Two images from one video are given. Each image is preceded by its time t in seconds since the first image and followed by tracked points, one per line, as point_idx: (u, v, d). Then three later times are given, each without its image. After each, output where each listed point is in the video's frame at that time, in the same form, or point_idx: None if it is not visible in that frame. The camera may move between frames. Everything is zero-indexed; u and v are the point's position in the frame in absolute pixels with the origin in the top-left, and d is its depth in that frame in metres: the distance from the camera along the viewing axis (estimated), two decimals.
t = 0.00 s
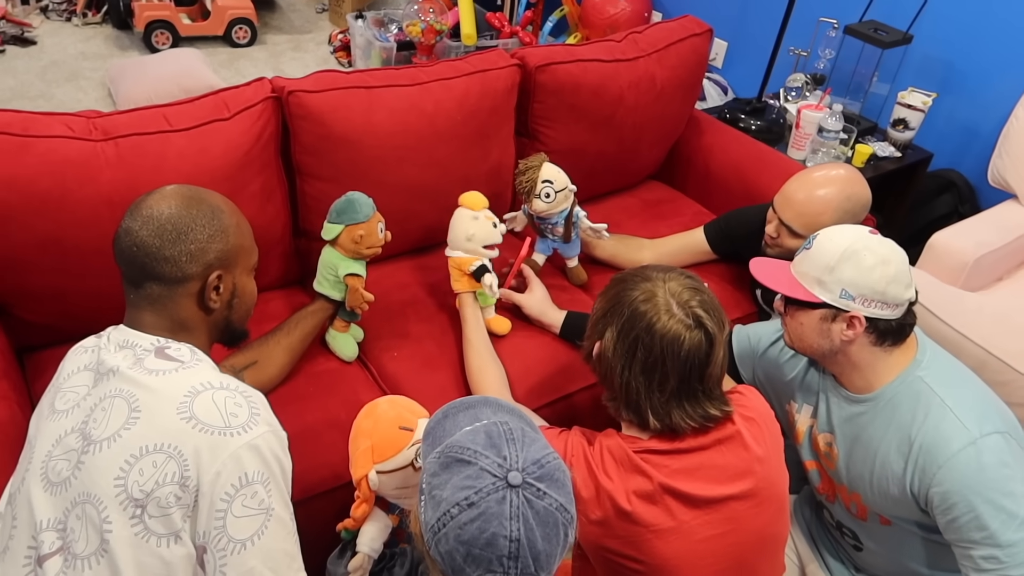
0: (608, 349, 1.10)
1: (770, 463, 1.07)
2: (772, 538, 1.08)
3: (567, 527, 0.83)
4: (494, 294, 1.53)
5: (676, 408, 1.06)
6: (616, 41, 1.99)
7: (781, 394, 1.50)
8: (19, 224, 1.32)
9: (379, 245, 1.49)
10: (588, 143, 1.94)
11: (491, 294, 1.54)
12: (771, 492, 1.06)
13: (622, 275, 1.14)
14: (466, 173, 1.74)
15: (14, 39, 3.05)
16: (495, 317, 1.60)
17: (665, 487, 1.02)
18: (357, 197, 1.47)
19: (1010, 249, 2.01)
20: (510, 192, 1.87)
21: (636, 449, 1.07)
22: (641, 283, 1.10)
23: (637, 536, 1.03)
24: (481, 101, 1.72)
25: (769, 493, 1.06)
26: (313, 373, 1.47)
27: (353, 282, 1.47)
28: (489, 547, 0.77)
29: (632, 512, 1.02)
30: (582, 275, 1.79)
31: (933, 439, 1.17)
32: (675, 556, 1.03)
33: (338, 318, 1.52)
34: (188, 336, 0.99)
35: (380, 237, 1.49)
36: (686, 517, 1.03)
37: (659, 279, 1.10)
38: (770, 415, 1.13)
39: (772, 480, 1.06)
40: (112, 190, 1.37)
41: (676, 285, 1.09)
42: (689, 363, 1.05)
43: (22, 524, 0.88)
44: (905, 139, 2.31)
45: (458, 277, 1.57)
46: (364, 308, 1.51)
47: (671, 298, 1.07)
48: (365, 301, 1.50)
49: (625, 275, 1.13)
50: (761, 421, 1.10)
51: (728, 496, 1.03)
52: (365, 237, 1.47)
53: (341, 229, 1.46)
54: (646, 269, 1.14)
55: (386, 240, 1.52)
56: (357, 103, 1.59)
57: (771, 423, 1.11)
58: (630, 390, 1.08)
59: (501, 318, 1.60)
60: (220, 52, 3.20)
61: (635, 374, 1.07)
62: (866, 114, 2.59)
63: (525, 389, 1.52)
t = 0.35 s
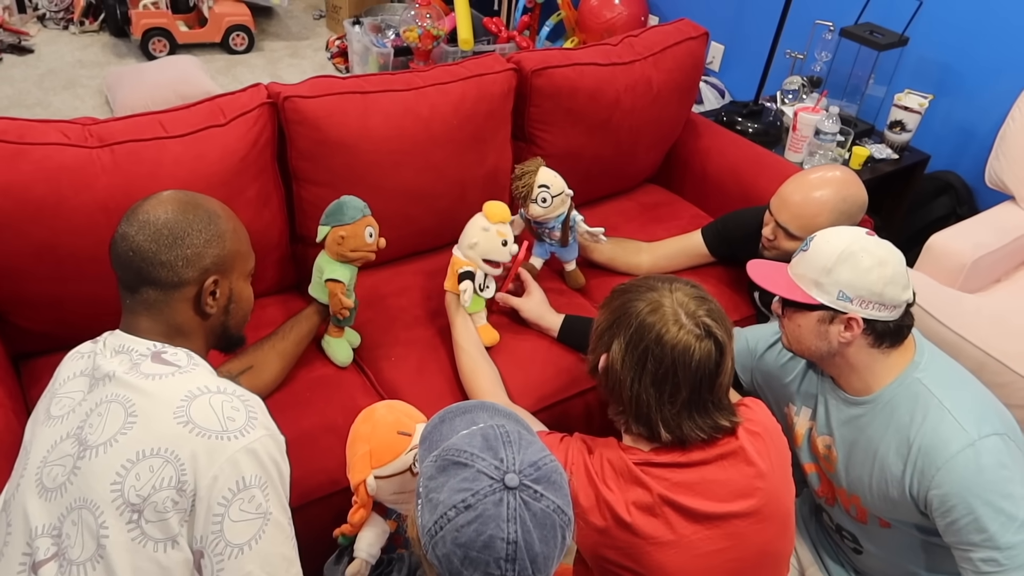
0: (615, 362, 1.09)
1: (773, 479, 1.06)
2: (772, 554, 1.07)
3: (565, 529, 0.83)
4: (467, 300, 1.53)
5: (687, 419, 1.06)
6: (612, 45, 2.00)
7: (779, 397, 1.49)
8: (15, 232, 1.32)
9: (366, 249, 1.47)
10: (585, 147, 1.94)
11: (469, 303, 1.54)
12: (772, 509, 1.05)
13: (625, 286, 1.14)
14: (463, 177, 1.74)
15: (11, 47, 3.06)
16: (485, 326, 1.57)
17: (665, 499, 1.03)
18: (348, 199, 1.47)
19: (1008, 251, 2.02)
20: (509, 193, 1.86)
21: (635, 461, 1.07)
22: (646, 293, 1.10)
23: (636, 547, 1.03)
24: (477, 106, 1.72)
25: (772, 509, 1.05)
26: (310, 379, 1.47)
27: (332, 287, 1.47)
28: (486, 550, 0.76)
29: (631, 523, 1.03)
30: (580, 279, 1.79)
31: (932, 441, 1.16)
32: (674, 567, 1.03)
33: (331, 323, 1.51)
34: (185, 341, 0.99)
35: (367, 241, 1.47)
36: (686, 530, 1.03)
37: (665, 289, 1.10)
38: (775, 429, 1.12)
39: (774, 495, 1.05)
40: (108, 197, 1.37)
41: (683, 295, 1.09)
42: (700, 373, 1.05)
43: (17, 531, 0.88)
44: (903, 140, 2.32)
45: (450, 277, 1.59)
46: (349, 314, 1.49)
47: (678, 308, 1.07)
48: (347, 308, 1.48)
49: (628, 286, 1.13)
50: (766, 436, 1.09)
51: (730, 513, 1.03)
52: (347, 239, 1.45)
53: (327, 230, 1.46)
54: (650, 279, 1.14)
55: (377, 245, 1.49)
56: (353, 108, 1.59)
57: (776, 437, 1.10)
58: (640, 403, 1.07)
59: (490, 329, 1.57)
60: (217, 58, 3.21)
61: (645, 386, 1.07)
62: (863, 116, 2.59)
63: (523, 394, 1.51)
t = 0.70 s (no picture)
0: (619, 371, 1.09)
1: (779, 488, 1.05)
2: (777, 563, 1.06)
3: (574, 538, 0.83)
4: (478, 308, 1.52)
5: (692, 429, 1.06)
6: (619, 51, 2.00)
7: (786, 405, 1.49)
8: (22, 236, 1.32)
9: (380, 257, 1.49)
10: (591, 153, 1.94)
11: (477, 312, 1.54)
12: (778, 519, 1.05)
13: (629, 294, 1.14)
14: (469, 183, 1.75)
15: (17, 50, 3.07)
16: (489, 336, 1.57)
17: (670, 508, 1.03)
18: (364, 207, 1.48)
19: (1014, 258, 2.01)
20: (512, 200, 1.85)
21: (640, 470, 1.07)
22: (651, 301, 1.09)
23: (641, 557, 1.03)
24: (484, 112, 1.73)
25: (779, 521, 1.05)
26: (316, 385, 1.47)
27: (346, 293, 1.47)
28: (496, 558, 0.76)
29: (636, 532, 1.02)
30: (587, 284, 1.79)
31: (940, 450, 1.16)
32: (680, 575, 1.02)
33: (338, 329, 1.51)
34: (194, 347, 0.99)
35: (382, 249, 1.48)
36: (692, 540, 1.02)
37: (670, 297, 1.10)
38: (781, 437, 1.12)
39: (781, 505, 1.05)
40: (115, 202, 1.37)
41: (688, 304, 1.09)
42: (704, 384, 1.05)
43: (23, 537, 0.88)
44: (909, 147, 2.32)
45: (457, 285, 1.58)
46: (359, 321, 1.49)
47: (684, 318, 1.07)
48: (358, 315, 1.48)
49: (634, 294, 1.13)
50: (772, 445, 1.09)
51: (736, 522, 1.02)
52: (363, 246, 1.46)
53: (342, 238, 1.46)
54: (656, 287, 1.13)
55: (390, 254, 1.51)
56: (360, 114, 1.59)
57: (782, 447, 1.10)
58: (644, 413, 1.07)
59: (493, 339, 1.56)
60: (222, 62, 3.22)
61: (649, 397, 1.06)
62: (869, 123, 2.59)
63: (528, 400, 1.51)
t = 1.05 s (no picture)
0: (621, 373, 1.10)
1: (779, 486, 1.06)
2: (778, 561, 1.07)
3: (577, 542, 0.83)
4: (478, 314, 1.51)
5: (691, 432, 1.06)
6: (625, 57, 2.01)
7: (791, 410, 1.49)
8: (34, 240, 1.34)
9: (398, 278, 1.50)
10: (597, 159, 1.95)
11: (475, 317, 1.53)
12: (780, 516, 1.06)
13: (633, 296, 1.14)
14: (475, 188, 1.76)
15: (28, 54, 3.10)
16: (489, 341, 1.57)
17: (673, 507, 1.03)
18: (403, 228, 1.50)
19: (1020, 264, 2.01)
20: (518, 205, 1.86)
21: (643, 468, 1.07)
22: (654, 304, 1.10)
23: (644, 556, 1.04)
24: (490, 117, 1.74)
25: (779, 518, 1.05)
26: (322, 388, 1.48)
27: (350, 293, 1.47)
28: (499, 562, 0.77)
29: (638, 531, 1.03)
30: (600, 287, 1.81)
31: (944, 457, 1.16)
32: None
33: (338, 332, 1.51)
34: (203, 350, 1.00)
35: (400, 272, 1.50)
36: (694, 537, 1.03)
37: (673, 301, 1.11)
38: (781, 437, 1.13)
39: (782, 502, 1.06)
40: (126, 206, 1.39)
41: (691, 308, 1.09)
42: (705, 388, 1.05)
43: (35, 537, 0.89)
44: (915, 152, 2.32)
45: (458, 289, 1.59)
46: (354, 322, 1.47)
47: (686, 322, 1.07)
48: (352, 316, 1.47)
49: (638, 296, 1.13)
50: (772, 443, 1.10)
51: (737, 519, 1.03)
52: (384, 261, 1.48)
53: (371, 245, 1.48)
54: (659, 290, 1.14)
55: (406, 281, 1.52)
56: (368, 119, 1.61)
57: (782, 445, 1.11)
58: (644, 415, 1.07)
59: (492, 344, 1.57)
60: (231, 66, 3.24)
61: (649, 399, 1.07)
62: (875, 128, 2.59)
63: (533, 404, 1.52)
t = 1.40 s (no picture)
0: (614, 362, 1.10)
1: (772, 475, 1.07)
2: (773, 551, 1.07)
3: (572, 547, 0.83)
4: (490, 312, 1.54)
5: (683, 422, 1.06)
6: (624, 62, 2.02)
7: (790, 414, 1.49)
8: (32, 243, 1.34)
9: (374, 256, 1.52)
10: (596, 163, 1.95)
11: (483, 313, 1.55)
12: (774, 505, 1.06)
13: (628, 286, 1.14)
14: (474, 193, 1.76)
15: (29, 58, 3.11)
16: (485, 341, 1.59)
17: (668, 497, 1.03)
18: (347, 211, 1.48)
19: (1019, 269, 2.01)
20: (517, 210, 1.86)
21: (638, 460, 1.07)
22: (649, 295, 1.10)
23: (640, 546, 1.02)
24: (489, 122, 1.74)
25: (773, 506, 1.06)
26: (321, 391, 1.48)
27: (354, 297, 1.49)
28: (493, 568, 0.77)
29: (635, 521, 1.02)
30: (588, 294, 1.80)
31: (944, 461, 1.16)
32: None
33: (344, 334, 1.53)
34: (201, 355, 1.00)
35: (374, 249, 1.51)
36: (689, 527, 1.02)
37: (668, 292, 1.11)
38: (773, 428, 1.13)
39: (775, 492, 1.06)
40: (124, 210, 1.39)
41: (684, 299, 1.09)
42: (696, 377, 1.05)
43: (31, 541, 0.89)
44: (914, 157, 2.32)
45: (458, 286, 1.58)
46: (368, 320, 1.52)
47: (679, 312, 1.07)
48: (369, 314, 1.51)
49: (633, 288, 1.13)
50: (764, 433, 1.11)
51: (731, 508, 1.03)
52: (360, 251, 1.49)
53: (335, 246, 1.47)
54: (655, 282, 1.14)
55: (379, 250, 1.54)
56: (367, 123, 1.61)
57: (774, 436, 1.12)
58: (636, 403, 1.08)
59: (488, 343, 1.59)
60: (231, 71, 3.25)
61: (642, 388, 1.07)
62: (874, 134, 2.59)
63: (531, 407, 1.52)
